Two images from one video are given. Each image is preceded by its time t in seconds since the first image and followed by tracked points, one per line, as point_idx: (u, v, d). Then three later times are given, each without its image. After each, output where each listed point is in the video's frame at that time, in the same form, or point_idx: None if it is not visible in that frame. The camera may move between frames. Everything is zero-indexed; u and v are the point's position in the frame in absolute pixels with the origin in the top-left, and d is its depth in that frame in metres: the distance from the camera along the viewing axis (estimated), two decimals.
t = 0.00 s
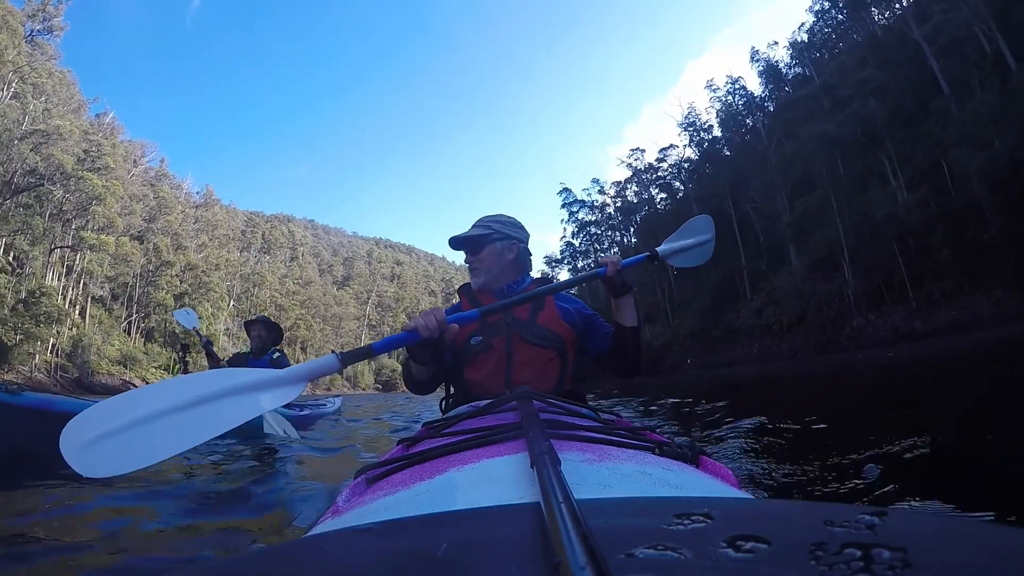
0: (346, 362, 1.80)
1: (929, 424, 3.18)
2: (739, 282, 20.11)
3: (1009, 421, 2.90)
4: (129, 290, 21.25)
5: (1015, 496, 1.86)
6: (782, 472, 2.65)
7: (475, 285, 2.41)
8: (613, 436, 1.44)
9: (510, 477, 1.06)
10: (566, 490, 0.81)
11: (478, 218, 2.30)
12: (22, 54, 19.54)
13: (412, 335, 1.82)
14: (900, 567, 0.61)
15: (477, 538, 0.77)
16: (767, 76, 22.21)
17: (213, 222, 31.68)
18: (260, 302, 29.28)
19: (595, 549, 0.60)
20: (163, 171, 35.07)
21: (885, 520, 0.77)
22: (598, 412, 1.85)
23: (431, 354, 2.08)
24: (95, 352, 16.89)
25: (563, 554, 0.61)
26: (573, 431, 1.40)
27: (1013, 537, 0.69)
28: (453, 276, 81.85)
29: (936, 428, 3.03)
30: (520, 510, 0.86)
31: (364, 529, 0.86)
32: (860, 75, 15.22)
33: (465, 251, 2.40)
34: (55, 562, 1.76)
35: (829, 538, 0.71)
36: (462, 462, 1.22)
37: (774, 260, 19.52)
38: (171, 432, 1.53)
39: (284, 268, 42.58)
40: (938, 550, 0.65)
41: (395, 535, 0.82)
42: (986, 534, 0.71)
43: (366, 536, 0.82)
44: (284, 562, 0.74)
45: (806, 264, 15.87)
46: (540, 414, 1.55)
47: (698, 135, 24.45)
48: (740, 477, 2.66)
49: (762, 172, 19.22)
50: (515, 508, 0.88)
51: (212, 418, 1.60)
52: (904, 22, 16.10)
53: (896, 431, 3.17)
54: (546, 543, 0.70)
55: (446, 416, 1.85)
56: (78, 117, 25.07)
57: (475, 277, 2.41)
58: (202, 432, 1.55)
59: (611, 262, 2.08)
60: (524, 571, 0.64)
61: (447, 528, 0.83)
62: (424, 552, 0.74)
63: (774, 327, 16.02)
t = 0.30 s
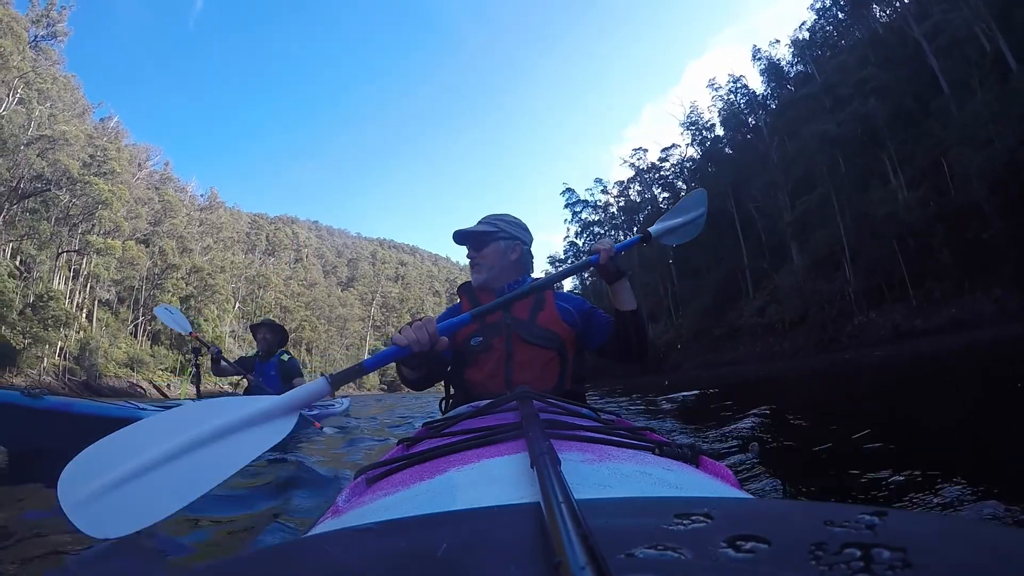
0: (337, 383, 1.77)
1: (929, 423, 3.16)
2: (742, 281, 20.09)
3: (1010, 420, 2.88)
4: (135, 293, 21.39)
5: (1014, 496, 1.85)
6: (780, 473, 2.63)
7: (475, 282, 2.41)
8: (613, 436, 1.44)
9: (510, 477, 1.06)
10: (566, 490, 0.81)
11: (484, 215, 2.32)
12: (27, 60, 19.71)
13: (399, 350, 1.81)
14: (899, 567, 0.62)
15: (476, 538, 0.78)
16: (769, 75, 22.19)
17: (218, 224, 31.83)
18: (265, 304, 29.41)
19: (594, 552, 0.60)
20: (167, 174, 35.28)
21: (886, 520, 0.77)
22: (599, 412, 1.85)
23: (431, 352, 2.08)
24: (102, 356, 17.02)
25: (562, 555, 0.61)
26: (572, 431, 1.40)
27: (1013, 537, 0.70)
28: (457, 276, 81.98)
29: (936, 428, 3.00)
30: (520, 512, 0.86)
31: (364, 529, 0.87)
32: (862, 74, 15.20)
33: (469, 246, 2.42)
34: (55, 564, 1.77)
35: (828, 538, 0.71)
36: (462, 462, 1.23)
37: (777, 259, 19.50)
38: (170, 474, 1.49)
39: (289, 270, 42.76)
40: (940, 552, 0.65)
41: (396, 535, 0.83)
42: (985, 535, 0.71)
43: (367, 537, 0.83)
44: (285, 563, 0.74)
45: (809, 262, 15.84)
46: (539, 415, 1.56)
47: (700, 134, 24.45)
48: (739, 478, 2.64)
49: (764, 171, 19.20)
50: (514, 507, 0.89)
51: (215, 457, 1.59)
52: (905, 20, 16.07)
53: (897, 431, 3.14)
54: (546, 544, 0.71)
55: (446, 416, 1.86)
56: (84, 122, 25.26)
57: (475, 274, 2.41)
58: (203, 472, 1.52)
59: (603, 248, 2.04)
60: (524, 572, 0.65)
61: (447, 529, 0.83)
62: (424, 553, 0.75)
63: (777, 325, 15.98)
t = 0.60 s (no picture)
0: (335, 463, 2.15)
1: (929, 420, 3.12)
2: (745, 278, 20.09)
3: (1010, 416, 2.86)
4: (140, 297, 21.45)
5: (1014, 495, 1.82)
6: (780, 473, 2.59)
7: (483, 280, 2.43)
8: (613, 436, 1.44)
9: (510, 477, 1.07)
10: (566, 490, 0.82)
11: (500, 213, 2.33)
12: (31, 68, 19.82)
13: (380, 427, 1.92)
14: (900, 568, 0.62)
15: (476, 538, 0.79)
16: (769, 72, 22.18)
17: (222, 228, 31.93)
18: (270, 307, 29.48)
19: (594, 551, 0.61)
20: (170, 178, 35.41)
21: (885, 520, 0.77)
22: (598, 412, 1.86)
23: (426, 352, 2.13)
24: (109, 360, 17.06)
25: (563, 554, 0.61)
26: (572, 431, 1.41)
27: (1012, 537, 0.70)
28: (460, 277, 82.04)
29: (935, 426, 2.95)
30: (519, 511, 0.87)
31: (364, 530, 0.87)
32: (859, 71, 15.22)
33: (479, 240, 2.42)
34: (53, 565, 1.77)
35: (828, 538, 0.72)
36: (462, 462, 1.24)
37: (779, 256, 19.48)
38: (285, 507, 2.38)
39: (293, 273, 42.86)
40: (941, 552, 0.65)
41: (395, 534, 0.84)
42: (984, 534, 0.72)
43: (367, 536, 0.84)
44: (284, 563, 0.75)
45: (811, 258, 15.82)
46: (540, 415, 1.56)
47: (701, 132, 24.45)
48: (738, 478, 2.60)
49: (765, 168, 19.19)
50: (514, 507, 0.90)
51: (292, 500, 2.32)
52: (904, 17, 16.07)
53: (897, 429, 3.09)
54: (546, 544, 0.71)
55: (446, 416, 1.87)
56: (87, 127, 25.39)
57: (485, 271, 2.42)
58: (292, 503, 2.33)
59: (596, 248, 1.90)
60: (524, 572, 0.65)
61: (446, 528, 0.84)
62: (423, 553, 0.75)
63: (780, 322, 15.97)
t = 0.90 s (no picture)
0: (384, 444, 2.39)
1: (932, 417, 3.11)
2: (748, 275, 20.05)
3: (1011, 413, 2.86)
4: (146, 300, 21.55)
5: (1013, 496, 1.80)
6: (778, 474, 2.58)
7: (502, 280, 2.44)
8: (613, 437, 1.45)
9: (510, 477, 1.07)
10: (566, 490, 0.83)
11: (519, 217, 2.36)
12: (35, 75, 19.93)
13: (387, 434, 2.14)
14: (899, 567, 0.62)
15: (476, 538, 0.79)
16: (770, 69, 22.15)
17: (226, 230, 32.01)
18: (275, 309, 29.58)
19: (593, 551, 0.61)
20: (174, 181, 35.56)
21: (885, 520, 0.78)
22: (598, 412, 1.87)
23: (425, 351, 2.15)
24: (117, 363, 17.09)
25: (562, 554, 0.62)
26: (573, 431, 1.42)
27: (1011, 537, 0.71)
28: (464, 276, 82.10)
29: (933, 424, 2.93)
30: (520, 510, 0.88)
31: (364, 530, 0.88)
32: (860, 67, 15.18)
33: (500, 239, 2.41)
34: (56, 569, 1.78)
35: (828, 538, 0.72)
36: (462, 462, 1.25)
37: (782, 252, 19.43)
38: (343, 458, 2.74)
39: (297, 274, 42.98)
40: (941, 553, 0.66)
41: (396, 535, 0.84)
42: (982, 533, 0.72)
43: (367, 536, 0.85)
44: (285, 563, 0.76)
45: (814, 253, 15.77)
46: (540, 415, 1.57)
47: (702, 129, 24.43)
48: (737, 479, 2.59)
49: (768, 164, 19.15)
50: (513, 507, 0.90)
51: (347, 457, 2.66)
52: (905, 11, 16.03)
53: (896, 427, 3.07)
54: (546, 543, 0.72)
55: (446, 416, 1.88)
56: (91, 131, 25.54)
57: (503, 272, 2.42)
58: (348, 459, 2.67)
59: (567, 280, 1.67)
60: (524, 571, 0.66)
61: (446, 528, 0.85)
62: (423, 552, 0.76)
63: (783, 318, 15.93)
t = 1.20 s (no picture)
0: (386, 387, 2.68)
1: (934, 419, 3.10)
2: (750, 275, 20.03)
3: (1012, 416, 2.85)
4: (151, 299, 21.62)
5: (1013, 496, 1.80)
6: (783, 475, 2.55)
7: (506, 280, 2.44)
8: (612, 436, 1.46)
9: (510, 477, 1.08)
10: (566, 491, 0.83)
11: (523, 226, 2.40)
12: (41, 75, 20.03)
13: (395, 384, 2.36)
14: (898, 567, 0.63)
15: (477, 538, 0.80)
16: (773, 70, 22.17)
17: (230, 230, 32.10)
18: (278, 308, 29.65)
19: (593, 551, 0.62)
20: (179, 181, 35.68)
21: (886, 520, 0.78)
22: (598, 412, 1.87)
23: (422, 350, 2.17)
24: (121, 362, 17.10)
25: (562, 554, 0.63)
26: (572, 431, 1.42)
27: (1013, 538, 0.71)
28: (467, 276, 82.14)
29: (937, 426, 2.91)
30: (520, 510, 0.89)
31: (364, 529, 0.89)
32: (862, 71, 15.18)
33: (502, 239, 2.41)
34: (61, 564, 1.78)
35: (828, 538, 0.73)
36: (462, 462, 1.25)
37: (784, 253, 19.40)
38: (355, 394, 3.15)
39: (300, 273, 43.07)
40: (938, 550, 0.67)
41: (396, 535, 0.85)
42: (980, 534, 0.73)
43: (367, 536, 0.85)
44: (285, 563, 0.77)
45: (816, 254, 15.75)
46: (539, 415, 1.57)
47: (706, 130, 24.43)
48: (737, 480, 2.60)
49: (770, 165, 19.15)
50: (514, 507, 0.91)
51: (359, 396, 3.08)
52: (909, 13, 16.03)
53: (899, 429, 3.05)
54: (546, 544, 0.72)
55: (446, 416, 1.90)
56: (97, 132, 25.64)
57: (507, 272, 2.42)
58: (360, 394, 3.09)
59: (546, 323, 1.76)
60: (525, 572, 0.67)
61: (446, 528, 0.85)
62: (424, 552, 0.77)
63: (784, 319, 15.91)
